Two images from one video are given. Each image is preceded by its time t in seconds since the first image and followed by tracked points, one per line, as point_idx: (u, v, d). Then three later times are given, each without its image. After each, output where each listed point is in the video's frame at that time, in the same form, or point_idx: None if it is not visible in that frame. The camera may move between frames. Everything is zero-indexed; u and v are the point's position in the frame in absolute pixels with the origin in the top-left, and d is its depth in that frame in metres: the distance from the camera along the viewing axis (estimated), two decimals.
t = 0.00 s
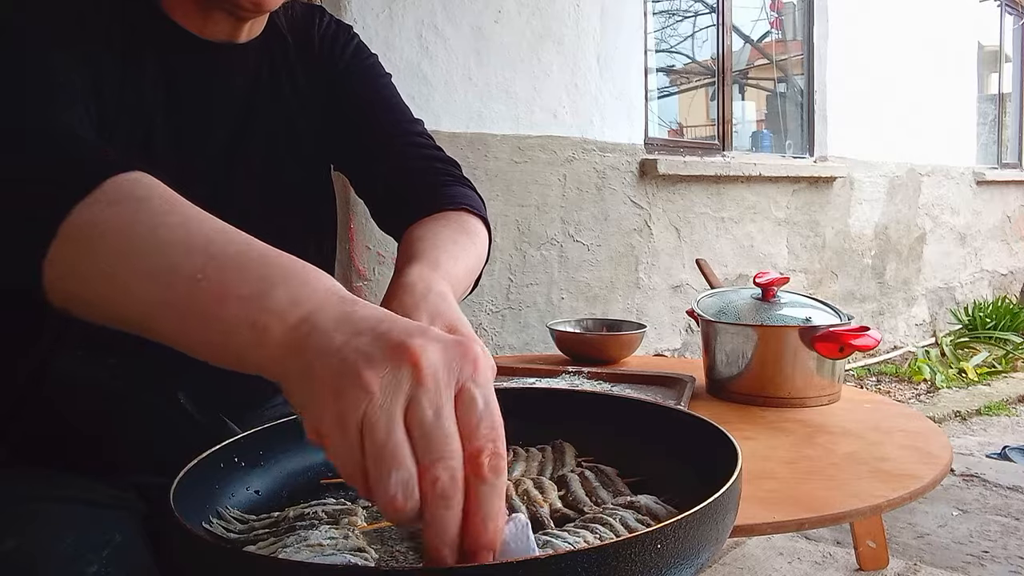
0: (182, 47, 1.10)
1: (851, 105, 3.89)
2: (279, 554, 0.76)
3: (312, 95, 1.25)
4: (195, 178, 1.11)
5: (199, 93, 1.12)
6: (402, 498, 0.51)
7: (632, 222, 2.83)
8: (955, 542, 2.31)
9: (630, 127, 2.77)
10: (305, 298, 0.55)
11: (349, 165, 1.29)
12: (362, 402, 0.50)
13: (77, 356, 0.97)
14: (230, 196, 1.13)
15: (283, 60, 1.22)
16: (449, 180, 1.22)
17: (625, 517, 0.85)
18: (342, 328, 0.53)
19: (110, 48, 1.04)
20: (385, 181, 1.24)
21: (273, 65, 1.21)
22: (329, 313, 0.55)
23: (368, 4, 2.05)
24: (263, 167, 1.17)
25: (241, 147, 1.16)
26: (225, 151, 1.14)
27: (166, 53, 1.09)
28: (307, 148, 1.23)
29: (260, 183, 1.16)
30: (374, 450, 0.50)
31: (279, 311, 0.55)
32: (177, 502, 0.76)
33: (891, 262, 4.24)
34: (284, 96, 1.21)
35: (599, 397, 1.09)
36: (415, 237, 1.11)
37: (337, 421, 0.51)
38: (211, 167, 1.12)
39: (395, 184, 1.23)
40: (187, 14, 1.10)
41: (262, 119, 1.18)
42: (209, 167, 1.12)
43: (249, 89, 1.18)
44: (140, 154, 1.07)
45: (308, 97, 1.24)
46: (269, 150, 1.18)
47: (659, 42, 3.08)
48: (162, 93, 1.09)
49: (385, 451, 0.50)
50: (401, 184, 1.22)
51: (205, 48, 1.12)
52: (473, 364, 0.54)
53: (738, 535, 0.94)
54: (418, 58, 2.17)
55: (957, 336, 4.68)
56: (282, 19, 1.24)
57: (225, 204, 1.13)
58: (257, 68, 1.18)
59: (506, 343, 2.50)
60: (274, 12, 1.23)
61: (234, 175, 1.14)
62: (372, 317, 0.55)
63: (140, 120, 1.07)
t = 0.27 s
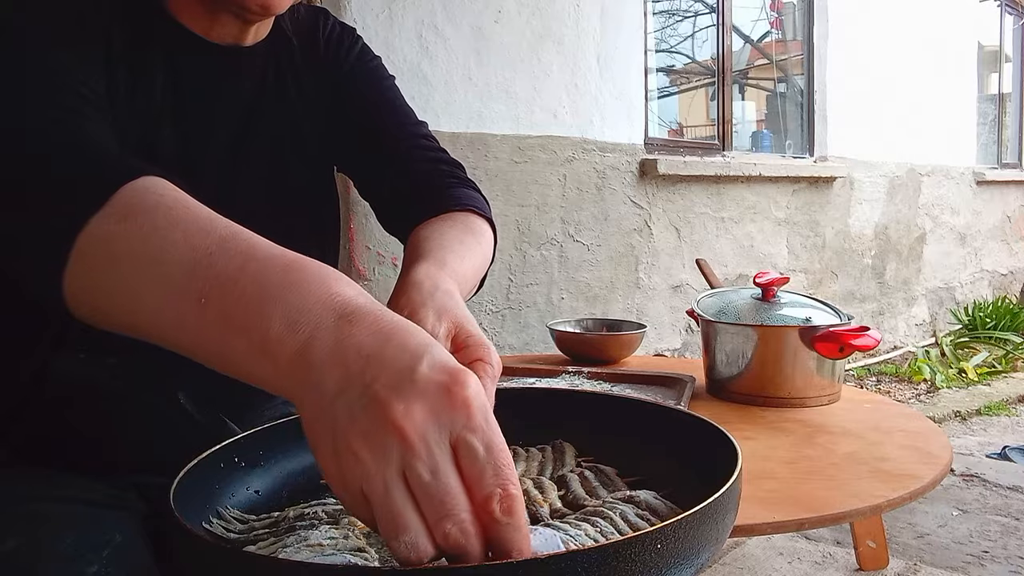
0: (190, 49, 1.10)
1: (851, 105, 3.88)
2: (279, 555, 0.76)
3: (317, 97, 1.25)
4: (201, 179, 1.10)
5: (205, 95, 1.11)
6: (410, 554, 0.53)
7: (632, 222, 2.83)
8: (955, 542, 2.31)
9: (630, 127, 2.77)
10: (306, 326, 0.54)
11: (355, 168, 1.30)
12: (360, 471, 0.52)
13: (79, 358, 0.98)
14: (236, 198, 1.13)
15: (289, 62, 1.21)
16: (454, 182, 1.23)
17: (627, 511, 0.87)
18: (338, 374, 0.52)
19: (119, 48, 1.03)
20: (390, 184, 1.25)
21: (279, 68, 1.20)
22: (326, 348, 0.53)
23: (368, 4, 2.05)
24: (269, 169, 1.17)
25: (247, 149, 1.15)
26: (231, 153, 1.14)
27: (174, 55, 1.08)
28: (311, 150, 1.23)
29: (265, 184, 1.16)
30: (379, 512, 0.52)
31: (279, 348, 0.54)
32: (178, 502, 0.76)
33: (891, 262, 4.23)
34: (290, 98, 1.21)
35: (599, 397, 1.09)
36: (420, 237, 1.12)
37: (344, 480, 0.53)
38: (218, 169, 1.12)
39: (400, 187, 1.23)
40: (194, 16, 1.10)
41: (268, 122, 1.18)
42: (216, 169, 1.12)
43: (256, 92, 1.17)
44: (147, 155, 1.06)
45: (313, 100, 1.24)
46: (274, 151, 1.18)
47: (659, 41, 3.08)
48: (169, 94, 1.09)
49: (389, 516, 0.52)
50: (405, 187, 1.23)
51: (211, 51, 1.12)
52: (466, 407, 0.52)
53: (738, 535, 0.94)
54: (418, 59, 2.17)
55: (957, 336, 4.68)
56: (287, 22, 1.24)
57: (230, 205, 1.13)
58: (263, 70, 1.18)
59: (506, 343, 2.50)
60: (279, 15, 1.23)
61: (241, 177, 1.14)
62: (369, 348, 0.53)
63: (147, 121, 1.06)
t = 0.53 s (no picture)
0: (195, 50, 1.10)
1: (852, 105, 3.89)
2: (279, 555, 0.76)
3: (320, 98, 1.25)
4: (205, 181, 1.10)
5: (210, 96, 1.11)
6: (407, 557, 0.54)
7: (632, 222, 2.83)
8: (955, 542, 2.31)
9: (630, 128, 2.77)
10: (300, 324, 0.53)
11: (356, 169, 1.30)
12: (352, 481, 0.52)
13: (84, 354, 0.97)
14: (239, 200, 1.13)
15: (292, 63, 1.21)
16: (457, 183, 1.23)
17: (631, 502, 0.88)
18: (330, 380, 0.52)
19: (125, 48, 1.02)
20: (393, 186, 1.25)
21: (283, 69, 1.20)
22: (318, 352, 0.52)
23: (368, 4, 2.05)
24: (271, 171, 1.17)
25: (250, 151, 1.15)
26: (234, 155, 1.14)
27: (178, 55, 1.08)
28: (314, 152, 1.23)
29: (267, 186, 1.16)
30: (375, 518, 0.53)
31: (278, 350, 0.54)
32: (178, 502, 0.76)
33: (891, 262, 4.23)
34: (293, 99, 1.21)
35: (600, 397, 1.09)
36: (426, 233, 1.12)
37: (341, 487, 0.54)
38: (222, 169, 1.12)
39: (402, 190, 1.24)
40: (199, 17, 1.09)
41: (271, 123, 1.18)
42: (219, 170, 1.12)
43: (259, 93, 1.17)
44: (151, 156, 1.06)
45: (316, 101, 1.24)
46: (277, 152, 1.18)
47: (659, 42, 3.08)
48: (173, 95, 1.08)
49: (384, 525, 0.53)
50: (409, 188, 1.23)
51: (214, 51, 1.12)
52: (452, 417, 0.51)
53: (738, 535, 0.94)
54: (418, 59, 2.17)
55: (957, 336, 4.68)
56: (290, 23, 1.24)
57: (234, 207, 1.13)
58: (266, 71, 1.18)
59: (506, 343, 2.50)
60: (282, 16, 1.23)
61: (243, 178, 1.14)
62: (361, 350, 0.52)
63: (151, 122, 1.06)
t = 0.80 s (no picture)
0: (196, 49, 1.10)
1: (851, 105, 3.89)
2: (279, 554, 0.76)
3: (320, 97, 1.25)
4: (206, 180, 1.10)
5: (211, 95, 1.11)
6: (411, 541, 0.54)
7: (632, 222, 2.83)
8: (955, 542, 2.31)
9: (630, 127, 2.77)
10: (314, 309, 0.53)
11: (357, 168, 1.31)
12: (359, 466, 0.52)
13: (81, 359, 0.96)
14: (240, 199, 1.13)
15: (292, 61, 1.21)
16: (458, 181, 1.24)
17: (629, 493, 0.90)
18: (341, 366, 0.52)
19: (126, 47, 1.02)
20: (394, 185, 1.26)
21: (282, 68, 1.20)
22: (329, 337, 0.52)
23: (368, 4, 2.05)
24: (272, 170, 1.17)
25: (252, 150, 1.15)
26: (235, 154, 1.14)
27: (179, 54, 1.08)
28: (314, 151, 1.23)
29: (268, 185, 1.16)
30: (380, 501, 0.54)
31: (290, 335, 0.54)
32: (177, 501, 0.76)
33: (891, 262, 4.23)
34: (293, 97, 1.21)
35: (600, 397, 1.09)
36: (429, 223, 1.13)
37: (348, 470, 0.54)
38: (224, 169, 1.12)
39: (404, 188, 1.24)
40: (199, 16, 1.09)
41: (271, 122, 1.17)
42: (220, 169, 1.12)
43: (260, 92, 1.17)
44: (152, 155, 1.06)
45: (316, 100, 1.24)
46: (278, 152, 1.18)
47: (659, 42, 3.07)
48: (174, 94, 1.08)
49: (388, 509, 0.53)
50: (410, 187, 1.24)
51: (215, 50, 1.12)
52: (457, 409, 0.51)
53: (738, 535, 0.94)
54: (418, 59, 2.17)
55: (957, 336, 4.68)
56: (289, 23, 1.24)
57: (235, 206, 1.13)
58: (266, 69, 1.18)
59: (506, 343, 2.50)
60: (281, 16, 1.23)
61: (245, 177, 1.14)
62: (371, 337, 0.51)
63: (152, 121, 1.06)
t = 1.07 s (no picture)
0: (197, 48, 1.10)
1: (851, 105, 3.89)
2: (279, 555, 0.76)
3: (320, 97, 1.25)
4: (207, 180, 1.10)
5: (211, 95, 1.11)
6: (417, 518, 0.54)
7: (632, 222, 2.83)
8: (955, 542, 2.31)
9: (630, 127, 2.77)
10: (320, 293, 0.53)
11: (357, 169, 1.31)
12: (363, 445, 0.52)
13: (80, 360, 0.96)
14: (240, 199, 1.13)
15: (291, 61, 1.21)
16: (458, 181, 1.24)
17: (626, 489, 0.91)
18: (344, 347, 0.51)
19: (126, 46, 1.02)
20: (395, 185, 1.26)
21: (282, 67, 1.20)
22: (333, 318, 0.52)
23: (368, 4, 2.05)
24: (273, 169, 1.17)
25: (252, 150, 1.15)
26: (235, 153, 1.14)
27: (179, 54, 1.08)
28: (314, 151, 1.23)
29: (269, 185, 1.16)
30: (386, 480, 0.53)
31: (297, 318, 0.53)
32: (177, 502, 0.76)
33: (891, 262, 4.23)
34: (293, 97, 1.21)
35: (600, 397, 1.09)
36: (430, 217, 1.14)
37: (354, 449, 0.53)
38: (225, 169, 1.12)
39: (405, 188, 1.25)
40: (199, 15, 1.09)
41: (271, 122, 1.17)
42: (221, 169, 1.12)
43: (260, 92, 1.17)
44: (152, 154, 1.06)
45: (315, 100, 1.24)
46: (278, 151, 1.18)
47: (659, 41, 3.07)
48: (174, 93, 1.08)
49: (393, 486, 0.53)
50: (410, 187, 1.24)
51: (216, 48, 1.11)
52: (454, 387, 0.49)
53: (738, 535, 0.94)
54: (418, 59, 2.17)
55: (957, 336, 4.68)
56: (289, 22, 1.24)
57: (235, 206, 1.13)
58: (266, 69, 1.18)
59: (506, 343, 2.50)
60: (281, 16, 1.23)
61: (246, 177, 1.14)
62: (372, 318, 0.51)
63: (152, 120, 1.06)
